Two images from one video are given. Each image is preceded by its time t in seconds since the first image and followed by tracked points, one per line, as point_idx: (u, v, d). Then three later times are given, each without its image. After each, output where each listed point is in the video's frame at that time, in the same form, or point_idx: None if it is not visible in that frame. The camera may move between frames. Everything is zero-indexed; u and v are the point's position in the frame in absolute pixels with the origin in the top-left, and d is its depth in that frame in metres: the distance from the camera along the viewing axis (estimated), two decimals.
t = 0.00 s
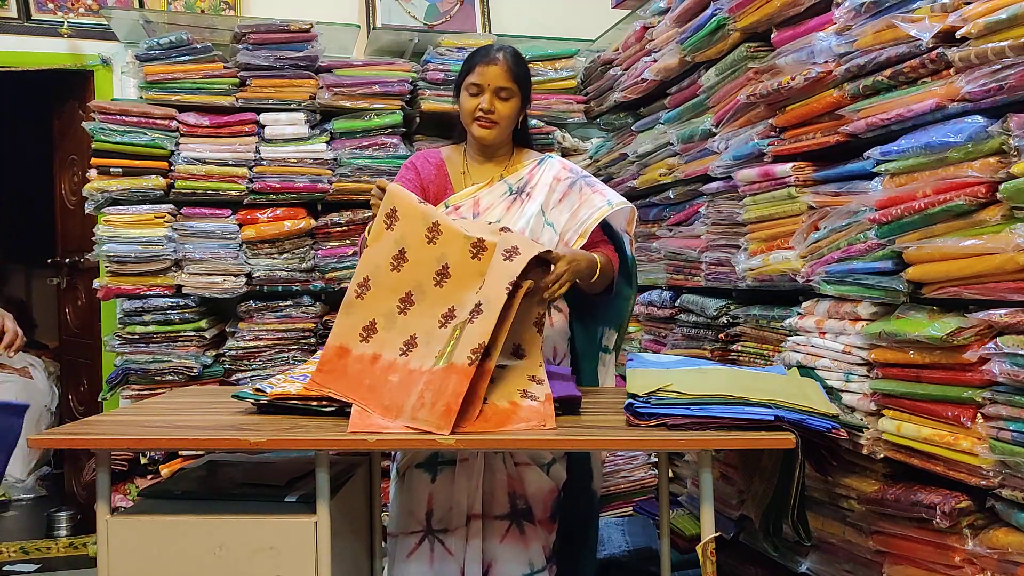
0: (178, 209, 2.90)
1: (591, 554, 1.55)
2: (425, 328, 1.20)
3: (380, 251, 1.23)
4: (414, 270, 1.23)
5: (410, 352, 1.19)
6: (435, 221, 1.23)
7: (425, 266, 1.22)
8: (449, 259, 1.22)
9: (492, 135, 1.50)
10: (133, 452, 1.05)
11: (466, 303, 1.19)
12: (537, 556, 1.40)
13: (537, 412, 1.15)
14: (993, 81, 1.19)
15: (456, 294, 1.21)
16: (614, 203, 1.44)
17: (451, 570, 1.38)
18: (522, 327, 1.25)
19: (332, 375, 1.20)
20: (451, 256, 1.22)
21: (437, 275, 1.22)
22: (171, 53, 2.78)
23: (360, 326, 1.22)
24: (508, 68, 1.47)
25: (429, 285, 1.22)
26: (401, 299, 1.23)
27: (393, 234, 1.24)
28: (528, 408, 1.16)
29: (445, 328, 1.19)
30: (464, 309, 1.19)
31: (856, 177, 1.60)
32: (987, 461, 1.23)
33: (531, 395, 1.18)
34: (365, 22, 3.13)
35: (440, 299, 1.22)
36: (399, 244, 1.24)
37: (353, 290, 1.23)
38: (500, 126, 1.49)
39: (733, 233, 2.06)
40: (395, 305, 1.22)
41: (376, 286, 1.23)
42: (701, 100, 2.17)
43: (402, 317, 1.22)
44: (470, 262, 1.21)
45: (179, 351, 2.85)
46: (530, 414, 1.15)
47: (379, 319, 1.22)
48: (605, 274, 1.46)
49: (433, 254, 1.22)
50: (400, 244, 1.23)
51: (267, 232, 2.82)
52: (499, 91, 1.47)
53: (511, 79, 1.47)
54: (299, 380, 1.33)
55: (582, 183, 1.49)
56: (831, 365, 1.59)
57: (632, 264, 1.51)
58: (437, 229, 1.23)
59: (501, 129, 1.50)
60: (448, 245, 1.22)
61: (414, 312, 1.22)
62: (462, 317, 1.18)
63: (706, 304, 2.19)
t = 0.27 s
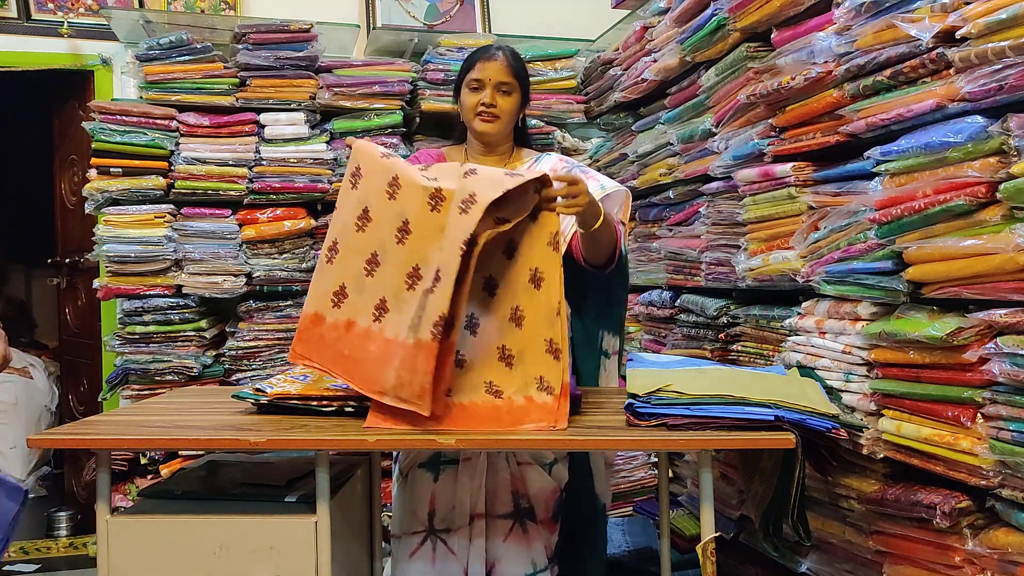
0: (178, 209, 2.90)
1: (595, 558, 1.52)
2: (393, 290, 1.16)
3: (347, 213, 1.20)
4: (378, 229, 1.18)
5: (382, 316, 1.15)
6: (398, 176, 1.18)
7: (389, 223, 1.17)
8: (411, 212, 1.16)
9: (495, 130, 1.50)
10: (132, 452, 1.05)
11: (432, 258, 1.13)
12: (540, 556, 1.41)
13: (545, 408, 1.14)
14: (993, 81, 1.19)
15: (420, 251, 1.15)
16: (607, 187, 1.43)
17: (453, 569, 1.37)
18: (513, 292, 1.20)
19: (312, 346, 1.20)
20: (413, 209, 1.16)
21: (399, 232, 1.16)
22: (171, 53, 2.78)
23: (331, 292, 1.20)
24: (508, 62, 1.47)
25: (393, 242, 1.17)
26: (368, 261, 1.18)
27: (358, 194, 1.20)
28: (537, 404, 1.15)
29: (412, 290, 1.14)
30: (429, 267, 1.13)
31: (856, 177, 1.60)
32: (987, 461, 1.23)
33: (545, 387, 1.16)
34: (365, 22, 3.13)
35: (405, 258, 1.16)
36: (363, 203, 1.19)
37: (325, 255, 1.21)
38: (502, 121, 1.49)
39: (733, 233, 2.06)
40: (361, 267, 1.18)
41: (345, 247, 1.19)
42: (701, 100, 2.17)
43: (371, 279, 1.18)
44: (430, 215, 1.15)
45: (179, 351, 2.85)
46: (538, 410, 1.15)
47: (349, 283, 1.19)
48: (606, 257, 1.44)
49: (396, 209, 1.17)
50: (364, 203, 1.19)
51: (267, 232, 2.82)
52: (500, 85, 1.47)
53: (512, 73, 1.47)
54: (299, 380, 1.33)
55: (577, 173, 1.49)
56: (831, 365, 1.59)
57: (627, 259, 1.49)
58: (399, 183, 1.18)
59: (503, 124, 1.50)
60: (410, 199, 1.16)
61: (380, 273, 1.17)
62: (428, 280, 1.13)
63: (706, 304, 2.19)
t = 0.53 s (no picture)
0: (178, 209, 2.90)
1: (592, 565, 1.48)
2: (334, 291, 1.12)
3: (313, 206, 1.17)
4: (338, 227, 1.14)
5: (317, 316, 1.11)
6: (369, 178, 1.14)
7: (350, 224, 1.13)
8: (376, 217, 1.11)
9: (493, 128, 1.49)
10: (132, 452, 1.05)
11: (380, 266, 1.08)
12: (538, 556, 1.41)
13: (569, 396, 1.14)
14: (993, 81, 1.19)
15: (369, 262, 1.10)
16: (604, 179, 1.40)
17: (453, 569, 1.38)
18: (523, 278, 1.13)
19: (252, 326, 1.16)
20: (376, 215, 1.11)
21: (357, 238, 1.12)
22: (171, 53, 2.78)
23: (279, 279, 1.16)
24: (506, 62, 1.48)
25: (348, 246, 1.12)
26: (320, 257, 1.14)
27: (329, 188, 1.17)
28: (563, 394, 1.13)
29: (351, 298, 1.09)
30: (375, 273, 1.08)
31: (856, 177, 1.60)
32: (987, 461, 1.23)
33: (565, 374, 1.14)
34: (365, 22, 3.13)
35: (355, 264, 1.12)
36: (330, 199, 1.16)
37: (283, 242, 1.17)
38: (500, 119, 1.49)
39: (733, 233, 2.06)
40: (313, 264, 1.14)
41: (301, 240, 1.16)
42: (701, 100, 2.18)
43: (317, 277, 1.14)
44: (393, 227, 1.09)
45: (179, 351, 2.85)
46: (565, 401, 1.14)
47: (297, 275, 1.15)
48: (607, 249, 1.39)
49: (360, 213, 1.12)
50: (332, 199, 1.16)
51: (267, 233, 2.82)
52: (499, 84, 1.47)
53: (509, 73, 1.48)
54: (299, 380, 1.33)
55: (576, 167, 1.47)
56: (831, 365, 1.59)
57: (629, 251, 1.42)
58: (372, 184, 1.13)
59: (502, 122, 1.50)
60: (377, 203, 1.11)
61: (329, 273, 1.13)
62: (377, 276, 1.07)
63: (706, 304, 2.19)
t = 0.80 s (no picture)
0: (178, 209, 2.90)
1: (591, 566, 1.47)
2: (411, 287, 1.23)
3: (348, 208, 1.22)
4: (388, 225, 1.23)
5: (397, 315, 1.22)
6: (399, 170, 1.24)
7: (400, 219, 1.23)
8: (422, 202, 1.24)
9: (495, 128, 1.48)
10: (133, 451, 1.05)
11: (450, 257, 1.24)
12: (537, 556, 1.41)
13: (652, 326, 1.22)
14: (993, 81, 1.19)
15: (438, 246, 1.24)
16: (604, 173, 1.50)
17: (454, 568, 1.39)
18: (568, 227, 1.25)
19: (315, 340, 1.19)
20: (425, 207, 1.24)
21: (413, 230, 1.24)
22: (171, 53, 2.78)
23: (335, 293, 1.21)
24: (506, 62, 1.48)
25: (407, 241, 1.23)
26: (378, 257, 1.22)
27: (358, 187, 1.23)
28: (646, 325, 1.22)
29: (430, 289, 1.23)
30: (451, 266, 1.24)
31: (856, 177, 1.60)
32: (987, 461, 1.23)
33: (642, 306, 1.23)
34: (365, 22, 3.13)
35: (422, 255, 1.24)
36: (361, 200, 1.23)
37: (321, 253, 1.21)
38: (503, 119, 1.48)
39: (733, 233, 2.06)
40: (371, 264, 1.22)
41: (347, 249, 1.22)
42: (701, 100, 2.18)
43: (381, 278, 1.22)
44: (447, 211, 1.24)
45: (179, 351, 2.85)
46: (649, 331, 1.22)
47: (356, 282, 1.22)
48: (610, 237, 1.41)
49: (407, 205, 1.24)
50: (369, 201, 1.23)
51: (267, 232, 2.81)
52: (500, 85, 1.47)
53: (509, 73, 1.48)
54: (299, 380, 1.33)
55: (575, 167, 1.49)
56: (831, 365, 1.59)
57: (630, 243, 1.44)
58: (406, 175, 1.24)
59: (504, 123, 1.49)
60: (421, 193, 1.24)
61: (394, 270, 1.23)
62: (454, 263, 1.24)
63: (706, 304, 2.18)
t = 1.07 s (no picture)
0: (178, 209, 2.90)
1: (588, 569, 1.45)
2: (435, 291, 1.23)
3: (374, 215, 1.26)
4: (412, 230, 1.25)
5: (423, 319, 1.22)
6: (424, 175, 1.26)
7: (424, 223, 1.25)
8: (447, 205, 1.25)
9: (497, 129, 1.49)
10: (133, 452, 1.05)
11: (476, 258, 1.22)
12: (537, 555, 1.41)
13: (666, 338, 1.24)
14: (993, 81, 1.19)
15: (461, 249, 1.23)
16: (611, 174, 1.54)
17: (454, 568, 1.39)
18: (586, 232, 1.25)
19: (344, 344, 1.24)
20: (448, 209, 1.25)
21: (437, 233, 1.25)
22: (171, 53, 2.78)
23: (361, 297, 1.25)
24: (509, 63, 1.48)
25: (431, 243, 1.25)
26: (403, 262, 1.25)
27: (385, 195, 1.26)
28: (662, 335, 1.24)
29: (454, 291, 1.21)
30: (475, 267, 1.21)
31: (856, 177, 1.60)
32: (987, 461, 1.23)
33: (657, 315, 1.25)
34: (365, 22, 3.13)
35: (446, 258, 1.24)
36: (386, 207, 1.26)
37: (351, 259, 1.26)
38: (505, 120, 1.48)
39: (733, 233, 2.06)
40: (398, 269, 1.24)
41: (375, 254, 1.25)
42: (701, 100, 2.18)
43: (406, 281, 1.24)
44: (472, 211, 1.23)
45: (179, 351, 2.85)
46: (665, 341, 1.24)
47: (382, 286, 1.24)
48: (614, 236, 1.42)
49: (431, 208, 1.25)
50: (395, 208, 1.26)
51: (267, 232, 2.81)
52: (502, 86, 1.47)
53: (512, 73, 1.48)
54: (299, 380, 1.33)
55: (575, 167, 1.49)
56: (831, 365, 1.59)
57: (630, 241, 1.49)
58: (430, 180, 1.26)
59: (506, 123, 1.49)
60: (445, 196, 1.25)
61: (418, 274, 1.24)
62: (481, 265, 1.21)
63: (706, 304, 2.18)
